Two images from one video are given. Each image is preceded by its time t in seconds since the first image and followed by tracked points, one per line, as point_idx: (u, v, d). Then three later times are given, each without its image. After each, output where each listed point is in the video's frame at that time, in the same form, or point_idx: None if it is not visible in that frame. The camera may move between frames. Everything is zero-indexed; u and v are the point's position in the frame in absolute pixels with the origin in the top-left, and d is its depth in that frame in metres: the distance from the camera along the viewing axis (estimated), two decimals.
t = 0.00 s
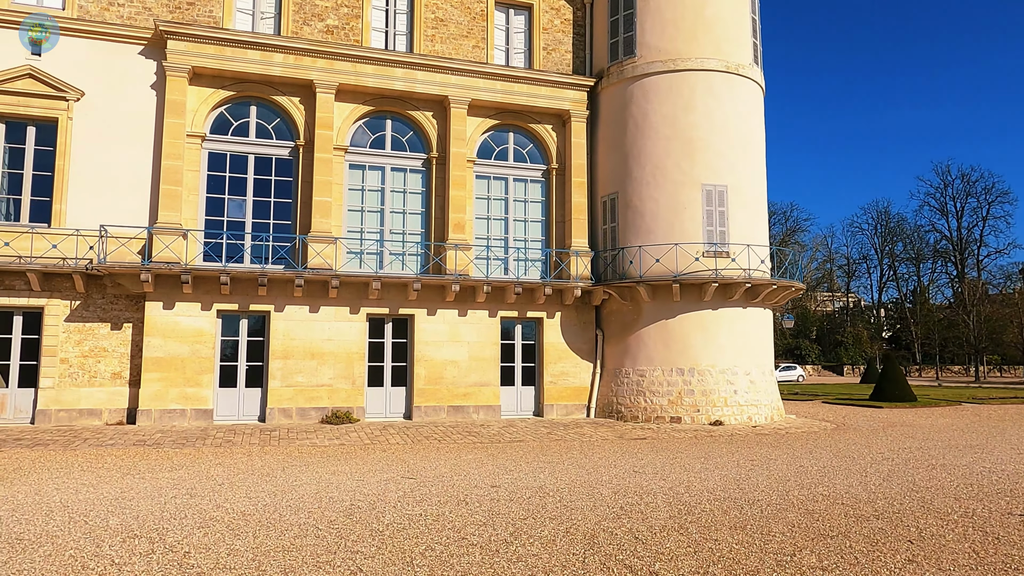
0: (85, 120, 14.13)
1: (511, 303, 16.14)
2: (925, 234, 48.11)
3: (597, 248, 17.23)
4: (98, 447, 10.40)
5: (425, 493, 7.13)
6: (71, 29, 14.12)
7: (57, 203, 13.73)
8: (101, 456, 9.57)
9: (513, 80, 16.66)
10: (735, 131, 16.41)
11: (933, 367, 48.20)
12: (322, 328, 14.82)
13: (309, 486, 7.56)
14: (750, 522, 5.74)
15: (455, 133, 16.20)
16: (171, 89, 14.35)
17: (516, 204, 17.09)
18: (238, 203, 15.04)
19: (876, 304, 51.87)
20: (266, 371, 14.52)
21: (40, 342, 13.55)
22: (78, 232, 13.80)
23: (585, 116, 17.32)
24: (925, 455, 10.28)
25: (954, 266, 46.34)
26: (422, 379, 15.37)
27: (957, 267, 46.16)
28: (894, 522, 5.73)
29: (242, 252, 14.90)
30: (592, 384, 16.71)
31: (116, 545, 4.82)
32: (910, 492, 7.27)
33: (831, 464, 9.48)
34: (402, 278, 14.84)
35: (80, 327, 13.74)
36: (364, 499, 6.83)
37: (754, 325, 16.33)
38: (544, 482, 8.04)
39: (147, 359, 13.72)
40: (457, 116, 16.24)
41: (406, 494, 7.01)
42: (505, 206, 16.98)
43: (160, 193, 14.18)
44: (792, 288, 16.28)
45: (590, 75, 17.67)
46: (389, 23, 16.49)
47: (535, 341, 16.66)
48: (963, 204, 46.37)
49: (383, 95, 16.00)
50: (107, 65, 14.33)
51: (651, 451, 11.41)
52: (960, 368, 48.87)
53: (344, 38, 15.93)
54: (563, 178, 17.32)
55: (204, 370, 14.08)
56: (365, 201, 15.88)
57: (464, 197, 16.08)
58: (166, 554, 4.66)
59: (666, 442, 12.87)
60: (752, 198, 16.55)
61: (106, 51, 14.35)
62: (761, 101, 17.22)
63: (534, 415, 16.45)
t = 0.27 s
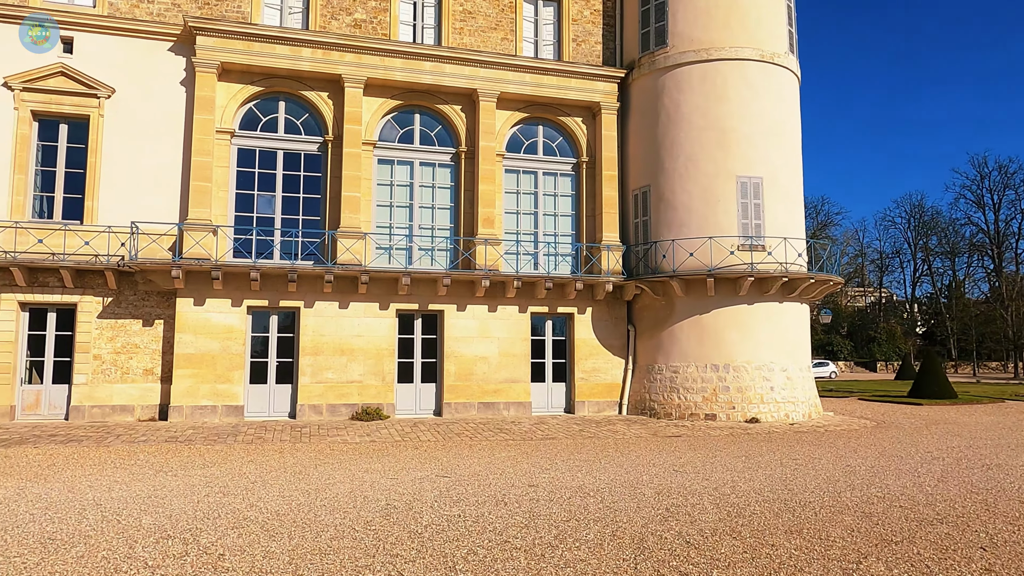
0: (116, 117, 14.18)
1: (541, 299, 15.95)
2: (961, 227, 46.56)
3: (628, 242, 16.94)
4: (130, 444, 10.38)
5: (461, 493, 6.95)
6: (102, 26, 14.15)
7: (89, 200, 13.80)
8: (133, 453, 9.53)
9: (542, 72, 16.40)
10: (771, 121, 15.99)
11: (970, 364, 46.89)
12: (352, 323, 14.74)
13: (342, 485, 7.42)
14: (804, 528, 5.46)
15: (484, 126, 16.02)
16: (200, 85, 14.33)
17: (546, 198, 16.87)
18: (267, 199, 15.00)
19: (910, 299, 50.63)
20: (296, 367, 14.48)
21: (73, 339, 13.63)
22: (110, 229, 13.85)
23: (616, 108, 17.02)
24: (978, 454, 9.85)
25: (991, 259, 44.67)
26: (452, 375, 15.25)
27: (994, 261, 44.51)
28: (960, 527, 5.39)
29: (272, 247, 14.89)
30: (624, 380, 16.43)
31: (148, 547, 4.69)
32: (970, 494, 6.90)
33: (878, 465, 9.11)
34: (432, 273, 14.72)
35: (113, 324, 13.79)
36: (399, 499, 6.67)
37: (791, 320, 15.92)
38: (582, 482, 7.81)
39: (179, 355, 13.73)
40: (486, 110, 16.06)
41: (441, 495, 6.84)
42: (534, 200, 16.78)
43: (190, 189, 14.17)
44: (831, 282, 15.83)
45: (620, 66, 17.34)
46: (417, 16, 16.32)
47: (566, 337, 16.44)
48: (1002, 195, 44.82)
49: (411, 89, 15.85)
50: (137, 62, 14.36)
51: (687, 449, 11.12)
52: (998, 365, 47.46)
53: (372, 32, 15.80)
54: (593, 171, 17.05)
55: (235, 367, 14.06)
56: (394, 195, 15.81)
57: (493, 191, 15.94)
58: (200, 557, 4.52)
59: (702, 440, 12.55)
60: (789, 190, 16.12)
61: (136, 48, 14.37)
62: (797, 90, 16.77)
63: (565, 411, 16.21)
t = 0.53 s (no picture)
0: (150, 118, 14.24)
1: (575, 297, 15.73)
2: (1001, 222, 45.42)
3: (663, 239, 16.64)
4: (166, 444, 10.38)
5: (502, 498, 6.77)
6: (136, 28, 14.22)
7: (125, 201, 13.90)
8: (169, 453, 9.51)
9: (575, 68, 16.14)
10: (811, 114, 15.55)
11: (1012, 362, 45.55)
12: (385, 323, 14.69)
13: (380, 488, 7.28)
14: (867, 538, 5.18)
15: (516, 123, 15.84)
16: (233, 85, 14.34)
17: (578, 195, 16.65)
18: (300, 198, 14.99)
19: (948, 296, 49.35)
20: (330, 366, 14.45)
21: (110, 338, 13.74)
22: (145, 229, 13.92)
23: (650, 103, 16.71)
24: None
25: None
26: (485, 374, 15.11)
27: None
28: None
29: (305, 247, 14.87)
30: (660, 380, 16.14)
31: (189, 554, 4.58)
32: None
33: (932, 468, 8.75)
34: (465, 272, 14.57)
35: (148, 323, 13.86)
36: (438, 504, 6.50)
37: (832, 318, 15.47)
38: (624, 486, 7.59)
39: (213, 355, 13.76)
40: (518, 106, 15.88)
41: (482, 500, 6.66)
42: (567, 197, 16.55)
43: (223, 189, 14.20)
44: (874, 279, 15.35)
45: (654, 60, 17.03)
46: (448, 13, 16.18)
47: (600, 336, 16.20)
48: None
49: (443, 86, 15.72)
50: (171, 63, 14.42)
51: (729, 451, 10.81)
52: None
53: (403, 30, 15.69)
54: (627, 167, 16.77)
55: (268, 366, 14.06)
56: (426, 194, 15.73)
57: (525, 189, 15.76)
58: (241, 566, 4.39)
59: (742, 442, 12.22)
60: (829, 184, 15.67)
61: (169, 49, 14.43)
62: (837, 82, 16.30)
63: (599, 411, 15.98)
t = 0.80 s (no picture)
0: (188, 116, 14.33)
1: (613, 292, 15.48)
2: None
3: (703, 232, 16.28)
4: (207, 440, 10.39)
5: (548, 498, 6.58)
6: (174, 27, 14.31)
7: (164, 199, 14.00)
8: (211, 449, 9.50)
9: (611, 59, 15.85)
10: (857, 102, 15.04)
11: None
12: (422, 319, 14.63)
13: (423, 487, 7.16)
14: (941, 544, 4.88)
15: (552, 116, 15.62)
16: (269, 82, 14.35)
17: (615, 188, 16.38)
18: (336, 195, 14.97)
19: (994, 290, 47.82)
20: (367, 363, 14.42)
21: (151, 336, 13.86)
22: (184, 227, 14.01)
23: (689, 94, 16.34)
24: None
25: None
26: (523, 371, 14.97)
27: None
28: None
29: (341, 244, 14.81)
30: (701, 376, 15.81)
31: (234, 555, 4.47)
32: None
33: (995, 468, 8.35)
34: (501, 267, 14.41)
35: (188, 320, 13.94)
36: (483, 504, 6.33)
37: (881, 312, 14.96)
38: (673, 487, 7.35)
39: (252, 352, 13.81)
40: (554, 99, 15.66)
41: (528, 500, 6.48)
42: (604, 191, 16.29)
43: (261, 186, 14.23)
44: (925, 272, 14.80)
45: (692, 50, 16.65)
46: (482, 6, 16.02)
47: (639, 331, 15.93)
48: None
49: (478, 80, 15.57)
50: (208, 62, 14.48)
51: (776, 450, 10.48)
52: None
53: (438, 24, 15.56)
54: (665, 159, 16.44)
55: (306, 363, 14.06)
56: (461, 189, 15.61)
57: (562, 182, 15.55)
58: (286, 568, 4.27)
59: (789, 440, 11.85)
60: (877, 174, 15.15)
61: (207, 48, 14.49)
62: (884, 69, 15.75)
63: (639, 408, 15.73)
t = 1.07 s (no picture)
0: (233, 118, 14.42)
1: (659, 291, 15.17)
2: None
3: (752, 228, 15.83)
4: (254, 441, 10.40)
5: (603, 505, 6.35)
6: (218, 29, 14.41)
7: (209, 200, 14.12)
8: (258, 450, 9.49)
9: (655, 52, 15.49)
10: (914, 90, 14.42)
11: None
12: (465, 319, 14.51)
13: (473, 491, 6.99)
14: None
15: (595, 112, 15.33)
16: (311, 82, 14.35)
17: (660, 184, 16.04)
18: (379, 194, 14.93)
19: None
20: (410, 363, 14.36)
21: (197, 336, 13.99)
22: (229, 228, 14.12)
23: (735, 86, 15.89)
24: None
25: None
26: (567, 371, 14.77)
27: None
28: None
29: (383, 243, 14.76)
30: (750, 376, 15.38)
31: (283, 565, 4.33)
32: None
33: None
34: (545, 266, 14.20)
35: (234, 321, 14.04)
36: (535, 510, 6.13)
37: (941, 310, 14.34)
38: (732, 495, 7.06)
39: (297, 353, 13.84)
40: (597, 94, 15.37)
41: (582, 507, 6.27)
42: (648, 187, 15.97)
43: (304, 186, 14.24)
44: (988, 268, 14.13)
45: (739, 41, 16.19)
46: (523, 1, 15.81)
47: (685, 330, 15.59)
48: None
49: (519, 76, 15.37)
50: (251, 63, 14.56)
51: (835, 454, 10.07)
52: None
53: (479, 20, 15.41)
54: (712, 154, 16.03)
55: (350, 363, 14.04)
56: (504, 187, 15.45)
57: (606, 179, 15.24)
58: None
59: (848, 443, 11.40)
60: (935, 166, 14.52)
61: (250, 50, 14.58)
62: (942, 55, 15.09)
63: (685, 409, 15.39)
